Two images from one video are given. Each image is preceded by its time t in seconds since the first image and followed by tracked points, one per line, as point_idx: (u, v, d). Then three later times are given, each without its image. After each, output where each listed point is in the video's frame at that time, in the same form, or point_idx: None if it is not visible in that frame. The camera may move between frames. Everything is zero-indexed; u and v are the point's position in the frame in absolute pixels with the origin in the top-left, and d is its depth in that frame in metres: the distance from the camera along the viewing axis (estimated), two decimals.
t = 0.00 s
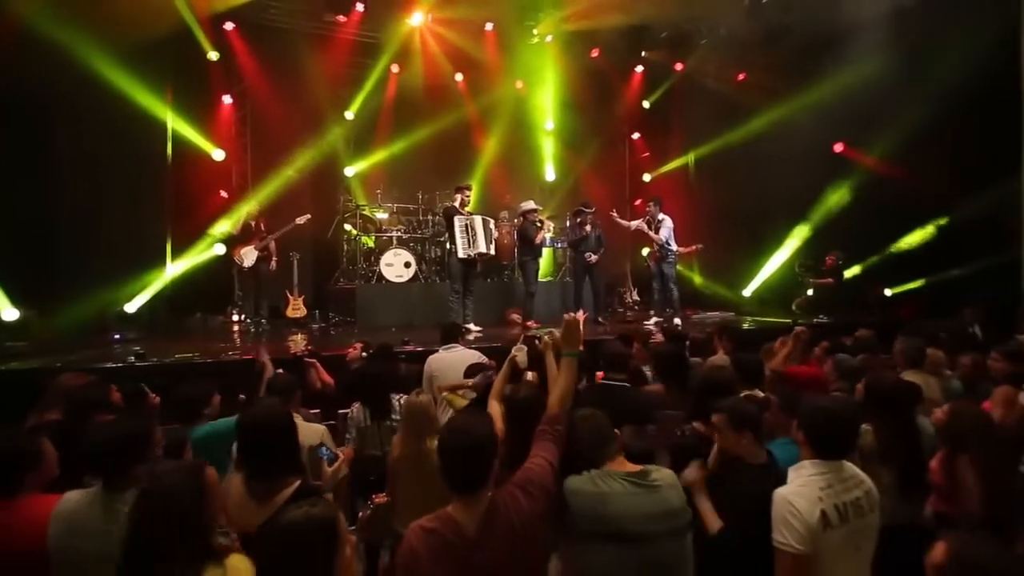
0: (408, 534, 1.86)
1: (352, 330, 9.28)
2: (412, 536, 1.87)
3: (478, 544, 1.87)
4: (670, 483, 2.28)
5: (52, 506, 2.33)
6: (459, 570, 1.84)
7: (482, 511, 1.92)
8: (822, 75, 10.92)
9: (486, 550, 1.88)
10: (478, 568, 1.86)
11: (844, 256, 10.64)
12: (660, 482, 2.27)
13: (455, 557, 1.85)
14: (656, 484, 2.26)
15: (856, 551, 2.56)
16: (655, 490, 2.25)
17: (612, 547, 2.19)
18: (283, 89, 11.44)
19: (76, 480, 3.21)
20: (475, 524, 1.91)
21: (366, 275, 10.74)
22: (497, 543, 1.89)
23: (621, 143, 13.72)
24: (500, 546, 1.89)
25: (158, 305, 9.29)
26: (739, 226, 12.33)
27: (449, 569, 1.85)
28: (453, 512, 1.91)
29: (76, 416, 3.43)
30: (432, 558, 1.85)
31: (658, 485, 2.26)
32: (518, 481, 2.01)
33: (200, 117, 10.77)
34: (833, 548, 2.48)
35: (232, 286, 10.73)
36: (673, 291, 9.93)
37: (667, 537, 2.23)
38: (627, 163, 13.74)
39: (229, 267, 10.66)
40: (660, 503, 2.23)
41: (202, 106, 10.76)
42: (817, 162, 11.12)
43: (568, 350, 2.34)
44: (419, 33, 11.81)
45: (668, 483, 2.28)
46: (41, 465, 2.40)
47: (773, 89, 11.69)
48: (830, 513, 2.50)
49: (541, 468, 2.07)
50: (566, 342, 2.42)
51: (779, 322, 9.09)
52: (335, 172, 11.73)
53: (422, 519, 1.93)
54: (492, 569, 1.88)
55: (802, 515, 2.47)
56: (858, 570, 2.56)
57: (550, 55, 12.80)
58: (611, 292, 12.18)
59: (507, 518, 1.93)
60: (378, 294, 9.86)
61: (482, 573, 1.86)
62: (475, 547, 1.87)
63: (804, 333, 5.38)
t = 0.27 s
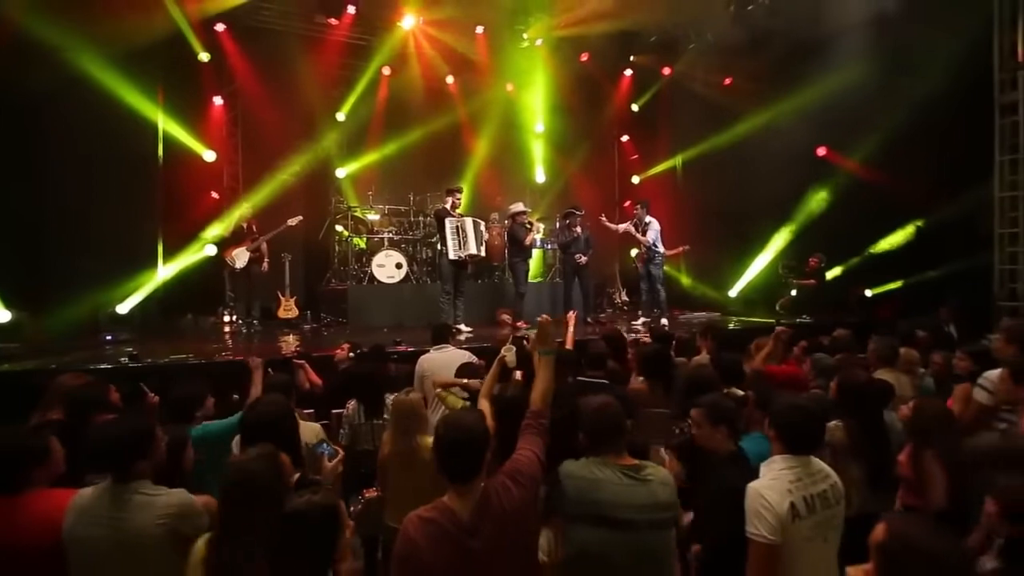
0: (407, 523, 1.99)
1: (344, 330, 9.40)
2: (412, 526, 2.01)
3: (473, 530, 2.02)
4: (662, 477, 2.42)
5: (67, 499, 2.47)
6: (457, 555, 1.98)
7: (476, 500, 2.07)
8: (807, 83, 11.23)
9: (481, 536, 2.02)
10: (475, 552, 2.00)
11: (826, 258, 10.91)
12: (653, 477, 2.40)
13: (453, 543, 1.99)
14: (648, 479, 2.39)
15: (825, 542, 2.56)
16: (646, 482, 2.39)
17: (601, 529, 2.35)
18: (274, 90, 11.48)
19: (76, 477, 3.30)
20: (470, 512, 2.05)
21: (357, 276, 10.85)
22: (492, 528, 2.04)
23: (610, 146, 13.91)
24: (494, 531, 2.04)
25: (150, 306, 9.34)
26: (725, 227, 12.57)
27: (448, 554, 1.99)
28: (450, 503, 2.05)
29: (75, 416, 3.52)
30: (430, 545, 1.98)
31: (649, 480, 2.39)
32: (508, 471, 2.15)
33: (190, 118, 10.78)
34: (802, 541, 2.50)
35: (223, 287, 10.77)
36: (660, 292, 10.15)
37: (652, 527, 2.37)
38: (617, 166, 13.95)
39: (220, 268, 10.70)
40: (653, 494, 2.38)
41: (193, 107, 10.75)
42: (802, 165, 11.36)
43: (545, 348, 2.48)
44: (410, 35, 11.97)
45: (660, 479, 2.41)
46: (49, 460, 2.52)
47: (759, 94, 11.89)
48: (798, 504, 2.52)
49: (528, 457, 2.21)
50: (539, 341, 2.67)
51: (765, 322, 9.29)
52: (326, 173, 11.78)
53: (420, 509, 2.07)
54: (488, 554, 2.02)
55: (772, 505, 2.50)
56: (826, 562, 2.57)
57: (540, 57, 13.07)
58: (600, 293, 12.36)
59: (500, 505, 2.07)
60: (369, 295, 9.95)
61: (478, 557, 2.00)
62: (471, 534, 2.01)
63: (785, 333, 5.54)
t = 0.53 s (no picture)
0: (397, 516, 2.14)
1: (336, 331, 9.49)
2: (402, 519, 2.15)
3: (461, 520, 2.15)
4: (655, 475, 2.54)
5: (77, 496, 2.59)
6: (446, 545, 2.11)
7: (462, 493, 2.20)
8: (791, 89, 11.49)
9: (469, 526, 2.15)
10: (464, 542, 2.13)
11: (809, 260, 11.18)
12: (643, 477, 2.53)
13: (443, 534, 2.12)
14: (637, 478, 2.51)
15: (792, 533, 2.72)
16: (634, 480, 2.51)
17: (585, 525, 2.50)
18: (265, 93, 11.57)
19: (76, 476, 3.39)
20: (457, 504, 2.19)
21: (349, 277, 10.96)
22: (479, 518, 2.16)
23: (600, 149, 14.07)
24: (481, 521, 2.17)
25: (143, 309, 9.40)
26: (714, 231, 12.77)
27: (438, 544, 2.11)
28: (437, 497, 2.19)
29: (75, 417, 3.61)
30: (419, 538, 2.12)
31: (638, 478, 2.51)
32: (490, 464, 2.29)
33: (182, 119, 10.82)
34: (771, 533, 2.66)
35: (215, 289, 10.81)
36: (648, 293, 10.33)
37: (639, 523, 2.49)
38: (606, 168, 14.12)
39: (212, 270, 10.73)
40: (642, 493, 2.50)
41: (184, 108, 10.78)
42: (787, 169, 11.62)
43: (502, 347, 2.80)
44: (401, 41, 12.02)
45: (649, 479, 2.53)
46: (55, 459, 2.62)
47: (745, 99, 12.12)
48: (769, 500, 2.66)
49: (506, 450, 2.36)
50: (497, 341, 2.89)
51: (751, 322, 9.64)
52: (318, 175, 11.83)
53: (410, 506, 2.22)
54: (477, 542, 2.14)
55: (743, 499, 2.65)
56: (794, 551, 2.73)
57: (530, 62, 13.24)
58: (590, 294, 12.52)
59: (485, 497, 2.20)
60: (361, 297, 10.06)
61: (467, 545, 2.13)
62: (459, 524, 2.14)
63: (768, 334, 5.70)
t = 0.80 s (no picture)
0: (378, 516, 2.27)
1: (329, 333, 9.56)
2: (383, 519, 2.27)
3: (438, 517, 2.28)
4: (648, 483, 2.60)
5: (80, 495, 2.68)
6: (424, 541, 2.25)
7: (439, 492, 2.33)
8: (776, 94, 11.74)
9: (446, 523, 2.28)
10: (440, 538, 2.27)
11: (794, 262, 11.44)
12: (637, 484, 2.59)
13: (422, 530, 2.26)
14: (629, 483, 2.59)
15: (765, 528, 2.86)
16: (626, 486, 2.59)
17: (570, 521, 2.64)
18: (257, 95, 11.57)
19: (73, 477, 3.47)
20: (434, 502, 2.31)
21: (341, 279, 11.04)
22: (455, 515, 2.30)
23: (590, 151, 14.23)
24: (457, 518, 2.30)
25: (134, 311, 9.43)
26: (703, 233, 13.00)
27: (417, 541, 2.25)
28: (415, 496, 2.31)
29: (73, 418, 3.69)
30: (398, 535, 2.25)
31: (630, 483, 2.59)
32: (466, 462, 2.41)
33: (173, 121, 10.83)
34: (745, 527, 2.81)
35: (206, 290, 10.83)
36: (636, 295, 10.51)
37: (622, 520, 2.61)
38: (596, 171, 14.30)
39: (204, 271, 10.76)
40: (632, 497, 2.60)
41: (175, 110, 10.79)
42: (773, 172, 11.87)
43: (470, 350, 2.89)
44: (393, 44, 12.12)
45: (641, 482, 2.60)
46: (60, 459, 2.71)
47: (732, 105, 12.35)
48: (742, 495, 2.82)
49: (479, 448, 2.47)
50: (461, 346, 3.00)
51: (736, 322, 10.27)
52: (310, 177, 11.89)
53: (390, 506, 2.34)
54: (453, 538, 2.28)
55: (718, 495, 2.81)
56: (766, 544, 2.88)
57: (521, 64, 13.38)
58: (580, 295, 12.69)
59: (461, 495, 2.34)
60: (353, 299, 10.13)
61: (445, 541, 2.27)
62: (436, 521, 2.28)
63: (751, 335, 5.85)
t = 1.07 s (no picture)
0: (361, 515, 2.34)
1: (322, 335, 9.62)
2: (365, 518, 2.35)
3: (415, 514, 2.37)
4: (642, 483, 2.68)
5: (83, 495, 2.77)
6: (404, 539, 2.33)
7: (417, 491, 2.41)
8: (764, 99, 11.95)
9: (423, 520, 2.37)
10: (418, 535, 2.35)
11: (780, 265, 11.65)
12: (633, 481, 2.67)
13: (401, 528, 2.34)
14: (622, 482, 2.65)
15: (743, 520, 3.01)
16: (623, 483, 2.65)
17: (564, 521, 2.71)
18: (249, 96, 11.65)
19: (74, 478, 3.55)
20: (412, 500, 2.40)
21: (334, 280, 11.10)
22: (432, 512, 2.39)
23: (581, 154, 14.36)
24: (435, 516, 2.39)
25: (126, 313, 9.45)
26: (692, 235, 13.22)
27: (397, 539, 2.33)
28: (395, 495, 2.40)
29: (73, 419, 3.76)
30: (379, 533, 2.33)
31: (621, 483, 2.65)
32: (444, 464, 2.50)
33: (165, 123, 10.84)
34: (723, 519, 2.95)
35: (199, 292, 10.84)
36: (625, 297, 10.66)
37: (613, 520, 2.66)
38: (587, 173, 14.44)
39: (196, 273, 10.77)
40: (628, 493, 2.66)
41: (168, 112, 10.81)
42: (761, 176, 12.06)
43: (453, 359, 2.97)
44: (386, 46, 12.24)
45: (633, 479, 2.67)
46: (67, 459, 2.81)
47: (721, 109, 12.53)
48: (720, 491, 2.96)
49: (459, 450, 2.56)
50: (439, 353, 3.13)
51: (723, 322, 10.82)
52: (303, 179, 11.96)
53: (373, 504, 2.43)
54: (430, 535, 2.36)
55: (696, 491, 2.95)
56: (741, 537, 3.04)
57: (514, 68, 13.43)
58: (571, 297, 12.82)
59: (438, 494, 2.41)
60: (346, 301, 10.21)
61: (423, 537, 2.35)
62: (414, 518, 2.36)
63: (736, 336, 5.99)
